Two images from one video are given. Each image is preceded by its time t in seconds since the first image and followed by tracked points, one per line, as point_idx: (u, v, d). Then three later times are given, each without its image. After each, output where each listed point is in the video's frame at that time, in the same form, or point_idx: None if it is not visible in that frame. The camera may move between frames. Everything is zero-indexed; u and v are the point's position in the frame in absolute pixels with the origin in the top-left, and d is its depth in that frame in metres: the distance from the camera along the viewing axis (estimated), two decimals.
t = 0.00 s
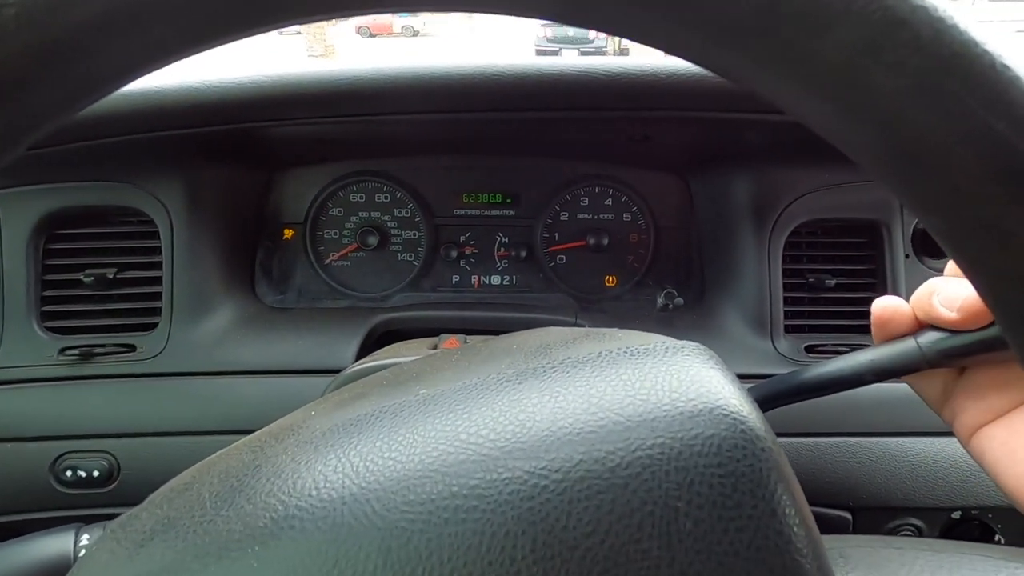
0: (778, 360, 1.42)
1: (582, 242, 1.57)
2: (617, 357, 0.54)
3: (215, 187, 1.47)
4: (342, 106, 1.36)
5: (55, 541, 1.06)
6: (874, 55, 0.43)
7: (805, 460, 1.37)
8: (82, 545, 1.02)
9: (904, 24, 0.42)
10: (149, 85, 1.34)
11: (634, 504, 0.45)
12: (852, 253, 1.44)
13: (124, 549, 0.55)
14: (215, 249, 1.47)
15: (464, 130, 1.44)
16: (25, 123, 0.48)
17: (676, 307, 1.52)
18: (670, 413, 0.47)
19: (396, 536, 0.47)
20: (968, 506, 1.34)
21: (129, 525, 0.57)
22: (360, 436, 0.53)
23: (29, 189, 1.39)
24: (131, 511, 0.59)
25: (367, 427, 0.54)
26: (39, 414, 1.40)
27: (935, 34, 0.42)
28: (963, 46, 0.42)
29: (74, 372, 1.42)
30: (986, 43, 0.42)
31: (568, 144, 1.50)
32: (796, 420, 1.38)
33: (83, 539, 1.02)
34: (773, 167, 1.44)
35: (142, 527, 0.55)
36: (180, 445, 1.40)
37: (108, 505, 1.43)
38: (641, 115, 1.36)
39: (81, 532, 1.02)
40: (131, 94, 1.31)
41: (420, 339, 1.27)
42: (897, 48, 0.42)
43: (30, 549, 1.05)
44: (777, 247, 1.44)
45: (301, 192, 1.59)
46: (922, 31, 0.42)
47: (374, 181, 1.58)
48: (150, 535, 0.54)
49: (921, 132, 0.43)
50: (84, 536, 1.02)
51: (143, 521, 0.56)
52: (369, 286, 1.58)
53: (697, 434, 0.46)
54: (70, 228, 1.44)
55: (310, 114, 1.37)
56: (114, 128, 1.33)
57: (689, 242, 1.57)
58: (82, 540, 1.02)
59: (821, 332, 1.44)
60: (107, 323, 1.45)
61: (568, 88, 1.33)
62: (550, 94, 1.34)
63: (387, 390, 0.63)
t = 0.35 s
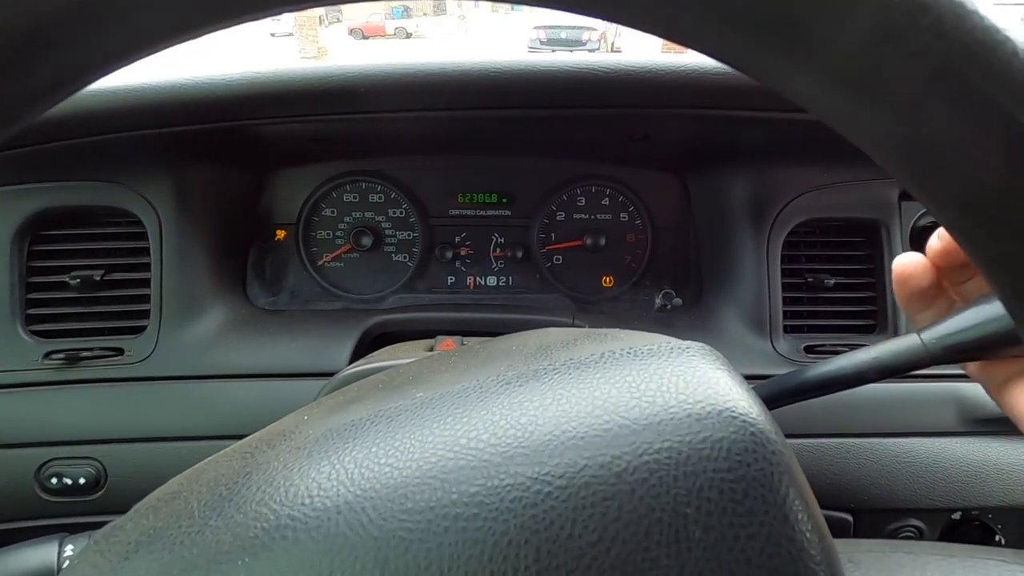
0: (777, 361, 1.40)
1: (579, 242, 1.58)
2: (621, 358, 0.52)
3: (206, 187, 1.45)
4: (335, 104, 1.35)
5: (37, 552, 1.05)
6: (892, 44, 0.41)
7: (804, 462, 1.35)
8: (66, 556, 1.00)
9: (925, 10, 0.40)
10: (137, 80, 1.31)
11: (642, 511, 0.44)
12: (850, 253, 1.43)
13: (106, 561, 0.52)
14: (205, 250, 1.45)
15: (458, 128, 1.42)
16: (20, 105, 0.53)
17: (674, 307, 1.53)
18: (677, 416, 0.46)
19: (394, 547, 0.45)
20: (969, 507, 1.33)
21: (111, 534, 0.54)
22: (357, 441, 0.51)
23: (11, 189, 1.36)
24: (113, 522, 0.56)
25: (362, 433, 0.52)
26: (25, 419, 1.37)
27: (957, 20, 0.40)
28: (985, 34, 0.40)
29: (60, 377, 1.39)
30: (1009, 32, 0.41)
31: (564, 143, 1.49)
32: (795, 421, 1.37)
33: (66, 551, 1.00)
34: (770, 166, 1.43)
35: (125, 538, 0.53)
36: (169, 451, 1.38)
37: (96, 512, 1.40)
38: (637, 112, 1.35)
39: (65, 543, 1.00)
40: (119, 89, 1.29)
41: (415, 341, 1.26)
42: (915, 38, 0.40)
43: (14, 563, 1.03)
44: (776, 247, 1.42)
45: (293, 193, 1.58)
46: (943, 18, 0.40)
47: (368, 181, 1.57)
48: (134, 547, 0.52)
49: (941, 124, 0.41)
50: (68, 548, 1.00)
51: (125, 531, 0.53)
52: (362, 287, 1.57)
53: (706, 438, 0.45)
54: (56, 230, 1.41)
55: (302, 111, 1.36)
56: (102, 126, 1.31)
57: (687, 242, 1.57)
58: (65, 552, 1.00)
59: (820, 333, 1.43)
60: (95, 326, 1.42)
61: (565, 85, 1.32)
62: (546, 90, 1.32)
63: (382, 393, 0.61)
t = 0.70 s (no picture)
0: (768, 361, 1.42)
1: (573, 243, 1.59)
2: (613, 354, 0.53)
3: (201, 189, 1.46)
4: (331, 106, 1.35)
5: (32, 554, 1.05)
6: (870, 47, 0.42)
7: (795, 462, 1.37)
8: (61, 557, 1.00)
9: (903, 15, 0.41)
10: (131, 83, 1.32)
11: (634, 504, 0.45)
12: (839, 254, 1.44)
13: (104, 558, 0.52)
14: (200, 251, 1.46)
15: (452, 130, 1.43)
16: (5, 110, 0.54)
17: (666, 307, 1.55)
18: (668, 411, 0.47)
19: (390, 541, 0.46)
20: (957, 503, 1.35)
21: (108, 533, 0.55)
22: (353, 438, 0.52)
23: (4, 191, 1.37)
24: (110, 521, 0.56)
25: (358, 430, 0.52)
26: (17, 421, 1.37)
27: (933, 23, 0.41)
28: (962, 37, 0.41)
29: (54, 379, 1.39)
30: (984, 35, 0.42)
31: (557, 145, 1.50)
32: (786, 421, 1.38)
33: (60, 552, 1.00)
34: (761, 168, 1.44)
35: (121, 536, 0.53)
36: (163, 452, 1.38)
37: (90, 514, 1.40)
38: (629, 115, 1.36)
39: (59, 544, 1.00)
40: (114, 92, 1.29)
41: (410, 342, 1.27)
42: (893, 41, 0.41)
43: (9, 564, 1.03)
44: (767, 248, 1.43)
45: (288, 194, 1.59)
46: (920, 22, 0.41)
47: (362, 182, 1.58)
48: (131, 545, 0.52)
49: (921, 126, 0.42)
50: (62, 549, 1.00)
51: (121, 529, 0.54)
52: (357, 288, 1.58)
53: (696, 432, 0.46)
54: (48, 232, 1.41)
55: (297, 113, 1.36)
56: (97, 128, 1.31)
57: (679, 243, 1.58)
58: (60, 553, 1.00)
59: (810, 333, 1.44)
60: (88, 328, 1.43)
61: (559, 88, 1.33)
62: (541, 93, 1.33)
63: (377, 392, 0.62)
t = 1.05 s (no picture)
0: (765, 364, 1.42)
1: (570, 247, 1.60)
2: (614, 362, 0.53)
3: (197, 195, 1.46)
4: (326, 112, 1.35)
5: (28, 564, 1.04)
6: (869, 59, 0.42)
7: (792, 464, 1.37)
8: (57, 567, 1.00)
9: (900, 26, 0.41)
10: (127, 89, 1.32)
11: (637, 513, 0.45)
12: (835, 258, 1.45)
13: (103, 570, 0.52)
14: (196, 258, 1.46)
15: (449, 135, 1.44)
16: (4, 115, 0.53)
17: (663, 311, 1.54)
18: (670, 419, 0.47)
19: (393, 552, 0.46)
20: (953, 505, 1.35)
21: (107, 544, 0.55)
22: (355, 449, 0.52)
23: None
24: (108, 533, 0.56)
25: (359, 440, 0.52)
26: (11, 429, 1.36)
27: (931, 36, 0.41)
28: (960, 49, 0.41)
29: (49, 386, 1.39)
30: (983, 48, 0.42)
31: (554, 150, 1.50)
32: (783, 424, 1.38)
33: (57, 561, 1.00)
34: (757, 172, 1.45)
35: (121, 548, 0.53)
36: (159, 460, 1.38)
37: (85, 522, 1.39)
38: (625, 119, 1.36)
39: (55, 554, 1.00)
40: (109, 97, 1.29)
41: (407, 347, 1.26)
42: (892, 52, 0.42)
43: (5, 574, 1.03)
44: (763, 251, 1.44)
45: (284, 200, 1.59)
46: (918, 33, 0.41)
47: (359, 187, 1.58)
48: (130, 557, 0.52)
49: (919, 136, 0.43)
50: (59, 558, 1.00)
51: (120, 541, 0.54)
52: (354, 293, 1.58)
53: (698, 440, 0.46)
54: (44, 238, 1.41)
55: (292, 119, 1.36)
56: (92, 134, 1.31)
57: (676, 247, 1.59)
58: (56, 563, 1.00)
59: (806, 336, 1.45)
60: (83, 335, 1.42)
61: (555, 92, 1.33)
62: (537, 97, 1.33)
63: (376, 400, 0.62)
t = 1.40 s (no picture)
0: (762, 364, 1.44)
1: (569, 250, 1.61)
2: (618, 362, 0.54)
3: (198, 198, 1.47)
4: (327, 116, 1.37)
5: (34, 567, 1.05)
6: (867, 69, 0.43)
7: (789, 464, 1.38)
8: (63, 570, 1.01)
9: (898, 36, 0.42)
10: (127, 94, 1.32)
11: (644, 508, 0.46)
12: (830, 260, 1.47)
13: (116, 568, 0.53)
14: (197, 261, 1.47)
15: (448, 139, 1.45)
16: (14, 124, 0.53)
17: (662, 312, 1.57)
18: (675, 417, 0.48)
19: (406, 548, 0.47)
20: (948, 503, 1.37)
21: (117, 544, 0.55)
22: (365, 448, 0.53)
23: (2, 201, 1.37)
24: (118, 533, 0.57)
25: (371, 439, 0.54)
26: (13, 434, 1.37)
27: (929, 46, 0.42)
28: (956, 59, 0.43)
29: (51, 390, 1.39)
30: (978, 57, 0.43)
31: (553, 154, 1.52)
32: (780, 424, 1.40)
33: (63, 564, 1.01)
34: (753, 175, 1.46)
35: (134, 548, 0.54)
36: (161, 463, 1.38)
37: (88, 525, 1.40)
38: (622, 123, 1.37)
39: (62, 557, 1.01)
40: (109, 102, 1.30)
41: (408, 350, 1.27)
42: (891, 62, 0.43)
43: None
44: (760, 253, 1.45)
45: (284, 203, 1.60)
46: (916, 43, 0.42)
47: (359, 191, 1.59)
48: (143, 555, 0.53)
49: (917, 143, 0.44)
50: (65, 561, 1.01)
51: (134, 539, 0.54)
52: (354, 296, 1.60)
53: (703, 437, 0.47)
54: (45, 242, 1.42)
55: (291, 123, 1.37)
56: (94, 138, 1.31)
57: (673, 249, 1.61)
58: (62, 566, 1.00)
59: (803, 337, 1.46)
60: (85, 338, 1.43)
61: (552, 97, 1.34)
62: (534, 102, 1.35)
63: (383, 401, 0.63)
